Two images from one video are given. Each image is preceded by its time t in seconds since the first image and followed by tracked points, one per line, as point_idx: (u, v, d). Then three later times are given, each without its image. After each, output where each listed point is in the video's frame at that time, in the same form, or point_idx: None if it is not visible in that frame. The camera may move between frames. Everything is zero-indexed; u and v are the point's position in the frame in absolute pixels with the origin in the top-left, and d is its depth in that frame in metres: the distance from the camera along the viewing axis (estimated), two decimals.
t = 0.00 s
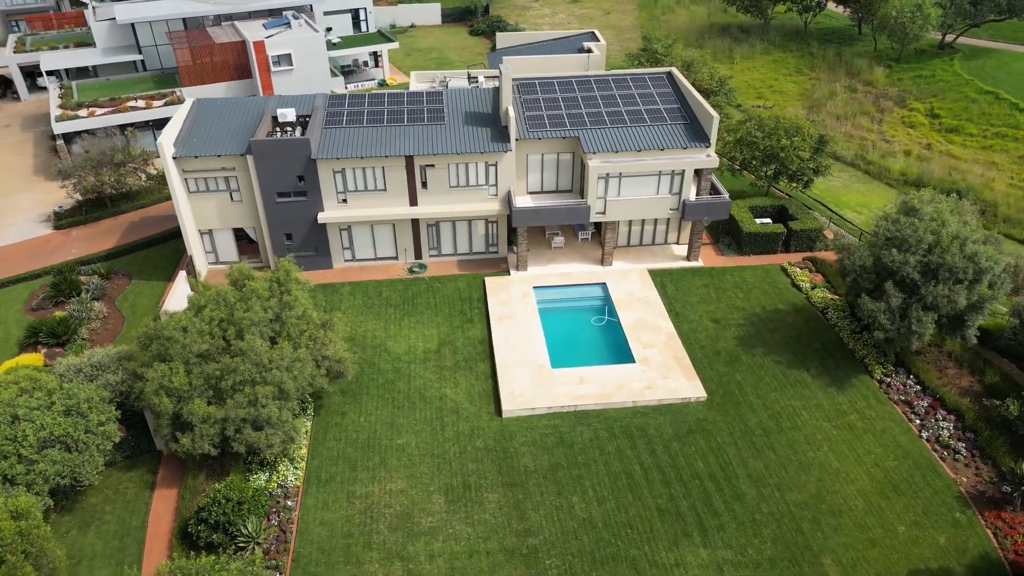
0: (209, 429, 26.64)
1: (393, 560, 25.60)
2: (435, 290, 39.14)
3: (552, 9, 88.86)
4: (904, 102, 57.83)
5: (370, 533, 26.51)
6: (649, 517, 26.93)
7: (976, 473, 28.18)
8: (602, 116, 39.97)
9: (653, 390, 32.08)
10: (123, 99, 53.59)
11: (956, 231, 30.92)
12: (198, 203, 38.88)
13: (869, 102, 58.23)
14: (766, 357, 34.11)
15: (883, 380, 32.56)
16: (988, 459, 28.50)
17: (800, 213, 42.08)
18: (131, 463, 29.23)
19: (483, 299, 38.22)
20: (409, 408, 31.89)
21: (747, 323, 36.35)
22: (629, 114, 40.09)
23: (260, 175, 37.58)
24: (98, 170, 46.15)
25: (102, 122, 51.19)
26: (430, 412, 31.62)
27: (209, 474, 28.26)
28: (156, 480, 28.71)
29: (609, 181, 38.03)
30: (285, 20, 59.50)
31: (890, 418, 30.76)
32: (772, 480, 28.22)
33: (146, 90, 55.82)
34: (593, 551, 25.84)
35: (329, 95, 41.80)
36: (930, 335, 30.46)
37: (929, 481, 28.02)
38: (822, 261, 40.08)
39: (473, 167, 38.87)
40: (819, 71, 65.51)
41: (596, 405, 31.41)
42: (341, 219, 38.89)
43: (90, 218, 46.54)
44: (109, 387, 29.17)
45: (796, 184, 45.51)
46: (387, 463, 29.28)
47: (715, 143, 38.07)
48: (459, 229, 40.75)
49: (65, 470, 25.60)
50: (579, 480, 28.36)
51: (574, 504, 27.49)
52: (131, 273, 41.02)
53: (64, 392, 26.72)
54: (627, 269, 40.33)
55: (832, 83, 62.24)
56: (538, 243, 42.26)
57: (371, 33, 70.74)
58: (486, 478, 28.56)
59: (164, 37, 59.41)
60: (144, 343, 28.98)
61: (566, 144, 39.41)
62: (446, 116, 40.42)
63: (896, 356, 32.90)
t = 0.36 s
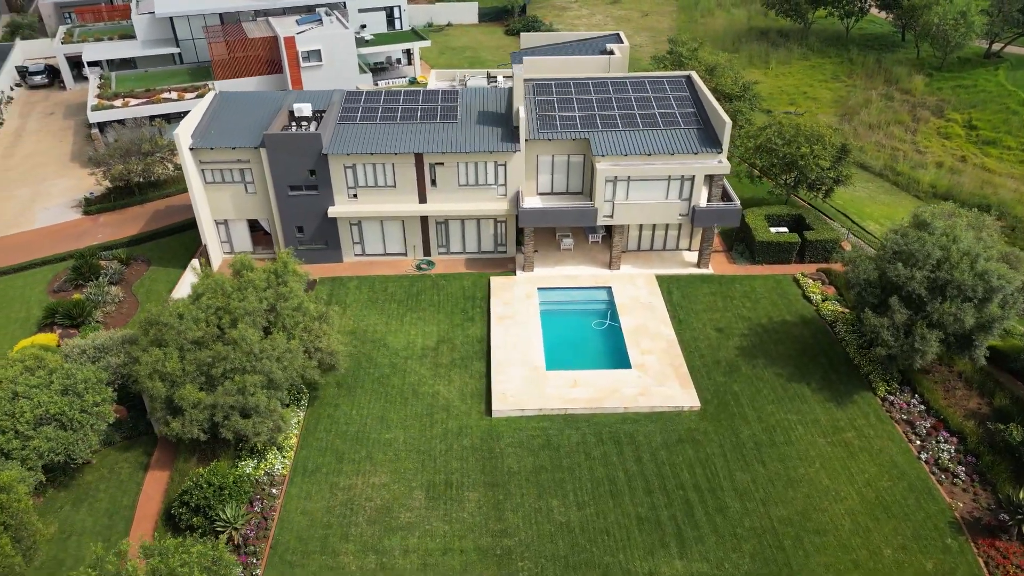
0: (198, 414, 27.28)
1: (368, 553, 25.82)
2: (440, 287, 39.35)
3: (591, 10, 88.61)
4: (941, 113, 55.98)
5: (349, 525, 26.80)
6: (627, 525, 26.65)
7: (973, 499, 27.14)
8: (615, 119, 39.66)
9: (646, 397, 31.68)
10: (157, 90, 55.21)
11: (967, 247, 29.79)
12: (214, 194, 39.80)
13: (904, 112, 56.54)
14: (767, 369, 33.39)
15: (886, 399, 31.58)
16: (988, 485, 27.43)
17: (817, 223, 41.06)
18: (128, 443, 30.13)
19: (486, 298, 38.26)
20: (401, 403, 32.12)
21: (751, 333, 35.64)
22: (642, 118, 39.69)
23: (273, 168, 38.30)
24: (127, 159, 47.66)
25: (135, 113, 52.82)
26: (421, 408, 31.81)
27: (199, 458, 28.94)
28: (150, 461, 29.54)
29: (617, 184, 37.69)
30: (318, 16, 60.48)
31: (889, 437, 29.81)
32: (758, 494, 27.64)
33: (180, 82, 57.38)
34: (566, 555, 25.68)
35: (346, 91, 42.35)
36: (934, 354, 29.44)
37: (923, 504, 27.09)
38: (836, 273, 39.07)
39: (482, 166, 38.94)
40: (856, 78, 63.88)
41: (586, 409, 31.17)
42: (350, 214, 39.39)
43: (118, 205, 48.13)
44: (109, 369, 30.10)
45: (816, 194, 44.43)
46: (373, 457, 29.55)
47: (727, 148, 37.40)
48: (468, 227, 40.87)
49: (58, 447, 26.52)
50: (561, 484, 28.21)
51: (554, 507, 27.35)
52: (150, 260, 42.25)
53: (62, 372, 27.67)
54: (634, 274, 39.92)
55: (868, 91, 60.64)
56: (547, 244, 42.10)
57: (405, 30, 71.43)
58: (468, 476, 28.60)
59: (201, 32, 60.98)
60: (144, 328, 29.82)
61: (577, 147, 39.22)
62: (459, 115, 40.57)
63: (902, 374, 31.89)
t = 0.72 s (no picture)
0: (189, 399, 27.93)
1: (344, 544, 26.11)
2: (445, 284, 39.56)
3: (629, 12, 88.03)
4: (980, 124, 54.04)
5: (329, 515, 27.14)
6: (605, 531, 26.40)
7: (968, 525, 26.18)
8: (627, 122, 39.32)
9: (638, 404, 31.35)
10: (191, 83, 56.72)
11: (977, 264, 28.69)
12: (231, 185, 40.72)
13: (941, 122, 54.75)
14: (766, 380, 32.70)
15: (888, 417, 30.64)
16: (984, 511, 26.42)
17: (834, 233, 40.06)
18: (127, 424, 31.05)
19: (490, 297, 38.31)
20: (394, 397, 32.40)
21: (755, 344, 34.94)
22: (655, 121, 39.26)
23: (286, 161, 39.03)
24: (155, 148, 49.09)
25: (168, 104, 54.36)
26: (412, 403, 32.03)
27: (192, 442, 29.67)
28: (146, 442, 30.39)
29: (625, 187, 37.35)
30: (350, 14, 61.34)
31: (886, 457, 28.92)
32: (742, 508, 27.09)
33: (214, 76, 58.85)
34: (540, 558, 25.56)
35: (364, 88, 42.89)
36: (935, 373, 28.46)
37: (913, 527, 26.21)
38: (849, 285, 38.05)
39: (491, 165, 39.00)
40: (894, 86, 62.10)
41: (576, 413, 31.01)
42: (361, 209, 39.89)
43: (145, 193, 49.63)
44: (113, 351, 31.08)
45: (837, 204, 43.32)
46: (360, 449, 29.88)
47: (739, 154, 36.76)
48: (477, 226, 41.00)
49: (55, 424, 27.50)
50: (543, 486, 28.10)
51: (533, 509, 27.25)
52: (169, 247, 43.42)
53: (64, 352, 28.65)
54: (641, 278, 39.52)
55: (905, 100, 58.89)
56: (557, 245, 41.94)
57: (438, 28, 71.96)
58: (451, 474, 28.69)
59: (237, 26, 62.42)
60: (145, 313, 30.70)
61: (587, 148, 39.00)
62: (472, 114, 40.72)
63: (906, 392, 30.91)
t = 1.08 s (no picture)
0: (183, 384, 28.63)
1: (322, 535, 26.44)
2: (451, 282, 39.74)
3: (667, 15, 87.20)
4: (1019, 137, 52.00)
5: (310, 505, 27.52)
6: (581, 537, 26.20)
7: (957, 552, 25.27)
8: (639, 126, 38.95)
9: (628, 410, 31.02)
10: (223, 76, 58.10)
11: (983, 282, 27.62)
12: (247, 177, 41.59)
13: (978, 133, 52.85)
14: (764, 393, 32.04)
15: (886, 435, 29.69)
16: (976, 538, 25.45)
17: (849, 245, 39.00)
18: (129, 406, 31.98)
19: (493, 297, 38.35)
20: (387, 392, 32.69)
21: (757, 355, 34.27)
22: (668, 125, 38.80)
23: (299, 155, 39.69)
24: (183, 139, 50.44)
25: (199, 96, 55.80)
26: (405, 399, 32.27)
27: (187, 426, 30.41)
28: (145, 424, 31.23)
29: (632, 191, 37.00)
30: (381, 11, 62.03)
31: (879, 477, 28.05)
32: (723, 521, 26.60)
33: (247, 70, 60.15)
34: (512, 559, 25.51)
35: (381, 85, 43.36)
36: (934, 393, 27.50)
37: (899, 551, 25.39)
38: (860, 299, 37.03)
39: (500, 165, 39.03)
40: (933, 96, 60.18)
41: (564, 416, 30.84)
42: (371, 204, 40.34)
43: (173, 182, 51.02)
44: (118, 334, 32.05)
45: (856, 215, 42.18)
46: (348, 442, 30.25)
47: (749, 161, 36.06)
48: (486, 225, 41.08)
49: (55, 403, 28.50)
50: (524, 488, 28.03)
51: (511, 511, 27.20)
52: (189, 235, 44.54)
53: (68, 334, 29.64)
54: (648, 283, 39.09)
55: (943, 110, 57.03)
56: (566, 248, 41.77)
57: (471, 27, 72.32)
58: (434, 471, 28.82)
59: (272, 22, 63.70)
60: (150, 298, 31.63)
61: (597, 151, 38.76)
62: (485, 113, 40.81)
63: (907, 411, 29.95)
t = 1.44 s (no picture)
0: (177, 369, 29.35)
1: (300, 523, 26.86)
2: (456, 280, 39.91)
3: (706, 18, 86.05)
4: None
5: (292, 494, 27.98)
6: (554, 540, 26.06)
7: None
8: (650, 129, 38.52)
9: (617, 416, 30.75)
10: (255, 71, 59.36)
11: (986, 301, 26.58)
12: (263, 169, 42.45)
13: (1017, 146, 50.84)
14: (759, 404, 31.39)
15: (881, 454, 28.84)
16: (963, 566, 24.56)
17: (863, 257, 37.92)
18: (131, 387, 32.95)
19: (495, 296, 38.39)
20: (380, 386, 32.97)
21: (757, 365, 33.56)
22: (679, 129, 38.28)
23: (313, 149, 40.33)
24: (210, 130, 51.68)
25: (230, 89, 57.14)
26: (397, 393, 32.53)
27: (183, 410, 31.20)
28: (145, 406, 32.14)
29: (638, 195, 36.64)
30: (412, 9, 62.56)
31: (868, 496, 27.26)
32: (701, 533, 26.17)
33: (278, 64, 61.33)
34: (484, 559, 25.50)
35: (398, 82, 43.76)
36: (929, 413, 26.59)
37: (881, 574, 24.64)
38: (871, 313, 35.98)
39: (508, 165, 39.04)
40: (973, 106, 58.11)
41: (552, 418, 30.73)
42: (381, 200, 40.76)
43: (200, 172, 52.38)
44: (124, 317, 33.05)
45: (875, 227, 40.98)
46: (336, 434, 30.64)
47: (758, 168, 35.31)
48: (494, 224, 41.13)
49: (56, 381, 29.55)
50: (504, 488, 28.01)
51: (488, 510, 27.21)
52: (208, 224, 45.64)
53: (73, 316, 30.68)
54: (653, 289, 38.65)
55: (982, 121, 55.01)
56: (574, 250, 41.57)
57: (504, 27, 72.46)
58: (417, 466, 29.00)
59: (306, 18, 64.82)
60: (154, 284, 32.50)
61: (606, 154, 38.48)
62: (497, 112, 40.86)
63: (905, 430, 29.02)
